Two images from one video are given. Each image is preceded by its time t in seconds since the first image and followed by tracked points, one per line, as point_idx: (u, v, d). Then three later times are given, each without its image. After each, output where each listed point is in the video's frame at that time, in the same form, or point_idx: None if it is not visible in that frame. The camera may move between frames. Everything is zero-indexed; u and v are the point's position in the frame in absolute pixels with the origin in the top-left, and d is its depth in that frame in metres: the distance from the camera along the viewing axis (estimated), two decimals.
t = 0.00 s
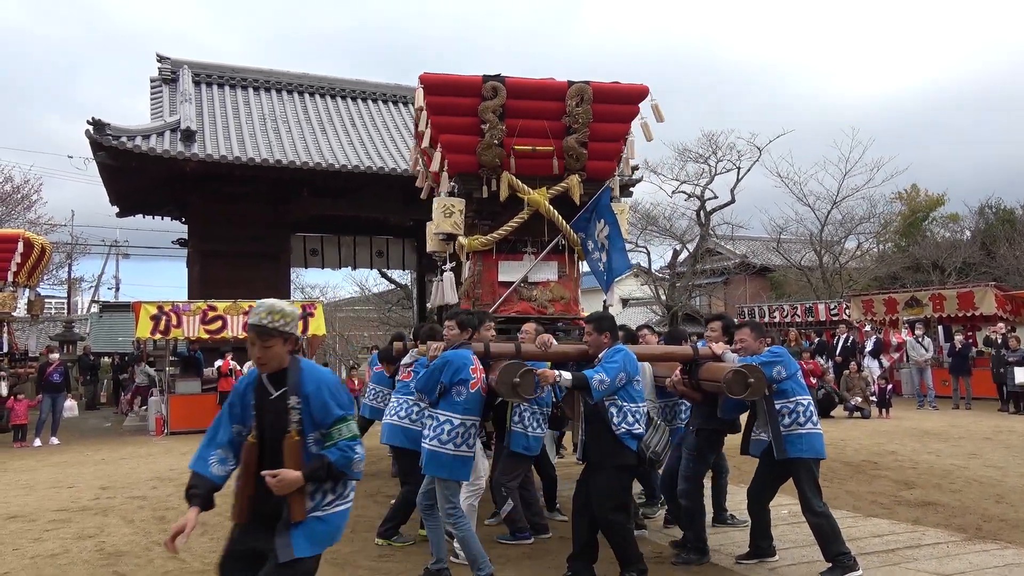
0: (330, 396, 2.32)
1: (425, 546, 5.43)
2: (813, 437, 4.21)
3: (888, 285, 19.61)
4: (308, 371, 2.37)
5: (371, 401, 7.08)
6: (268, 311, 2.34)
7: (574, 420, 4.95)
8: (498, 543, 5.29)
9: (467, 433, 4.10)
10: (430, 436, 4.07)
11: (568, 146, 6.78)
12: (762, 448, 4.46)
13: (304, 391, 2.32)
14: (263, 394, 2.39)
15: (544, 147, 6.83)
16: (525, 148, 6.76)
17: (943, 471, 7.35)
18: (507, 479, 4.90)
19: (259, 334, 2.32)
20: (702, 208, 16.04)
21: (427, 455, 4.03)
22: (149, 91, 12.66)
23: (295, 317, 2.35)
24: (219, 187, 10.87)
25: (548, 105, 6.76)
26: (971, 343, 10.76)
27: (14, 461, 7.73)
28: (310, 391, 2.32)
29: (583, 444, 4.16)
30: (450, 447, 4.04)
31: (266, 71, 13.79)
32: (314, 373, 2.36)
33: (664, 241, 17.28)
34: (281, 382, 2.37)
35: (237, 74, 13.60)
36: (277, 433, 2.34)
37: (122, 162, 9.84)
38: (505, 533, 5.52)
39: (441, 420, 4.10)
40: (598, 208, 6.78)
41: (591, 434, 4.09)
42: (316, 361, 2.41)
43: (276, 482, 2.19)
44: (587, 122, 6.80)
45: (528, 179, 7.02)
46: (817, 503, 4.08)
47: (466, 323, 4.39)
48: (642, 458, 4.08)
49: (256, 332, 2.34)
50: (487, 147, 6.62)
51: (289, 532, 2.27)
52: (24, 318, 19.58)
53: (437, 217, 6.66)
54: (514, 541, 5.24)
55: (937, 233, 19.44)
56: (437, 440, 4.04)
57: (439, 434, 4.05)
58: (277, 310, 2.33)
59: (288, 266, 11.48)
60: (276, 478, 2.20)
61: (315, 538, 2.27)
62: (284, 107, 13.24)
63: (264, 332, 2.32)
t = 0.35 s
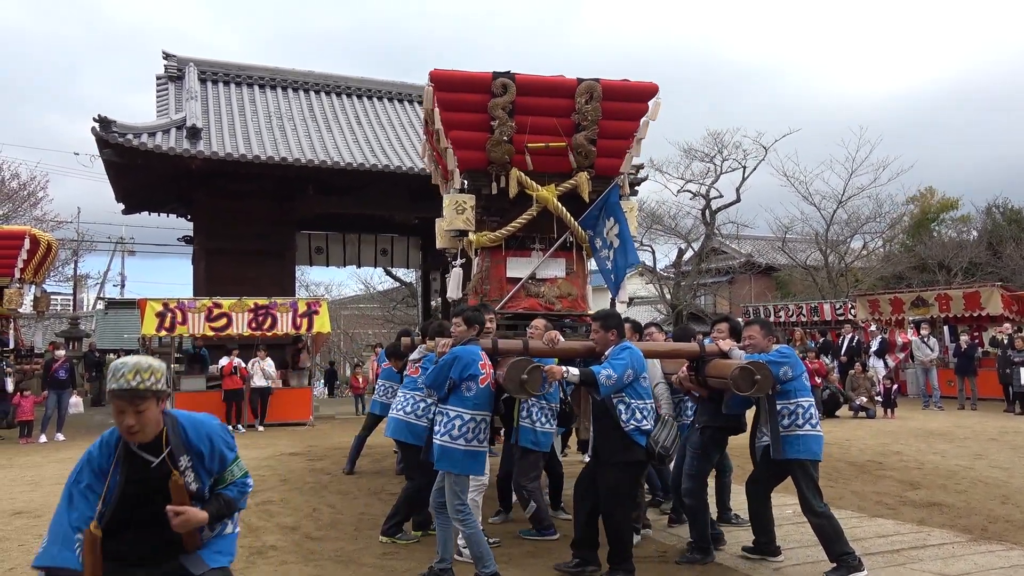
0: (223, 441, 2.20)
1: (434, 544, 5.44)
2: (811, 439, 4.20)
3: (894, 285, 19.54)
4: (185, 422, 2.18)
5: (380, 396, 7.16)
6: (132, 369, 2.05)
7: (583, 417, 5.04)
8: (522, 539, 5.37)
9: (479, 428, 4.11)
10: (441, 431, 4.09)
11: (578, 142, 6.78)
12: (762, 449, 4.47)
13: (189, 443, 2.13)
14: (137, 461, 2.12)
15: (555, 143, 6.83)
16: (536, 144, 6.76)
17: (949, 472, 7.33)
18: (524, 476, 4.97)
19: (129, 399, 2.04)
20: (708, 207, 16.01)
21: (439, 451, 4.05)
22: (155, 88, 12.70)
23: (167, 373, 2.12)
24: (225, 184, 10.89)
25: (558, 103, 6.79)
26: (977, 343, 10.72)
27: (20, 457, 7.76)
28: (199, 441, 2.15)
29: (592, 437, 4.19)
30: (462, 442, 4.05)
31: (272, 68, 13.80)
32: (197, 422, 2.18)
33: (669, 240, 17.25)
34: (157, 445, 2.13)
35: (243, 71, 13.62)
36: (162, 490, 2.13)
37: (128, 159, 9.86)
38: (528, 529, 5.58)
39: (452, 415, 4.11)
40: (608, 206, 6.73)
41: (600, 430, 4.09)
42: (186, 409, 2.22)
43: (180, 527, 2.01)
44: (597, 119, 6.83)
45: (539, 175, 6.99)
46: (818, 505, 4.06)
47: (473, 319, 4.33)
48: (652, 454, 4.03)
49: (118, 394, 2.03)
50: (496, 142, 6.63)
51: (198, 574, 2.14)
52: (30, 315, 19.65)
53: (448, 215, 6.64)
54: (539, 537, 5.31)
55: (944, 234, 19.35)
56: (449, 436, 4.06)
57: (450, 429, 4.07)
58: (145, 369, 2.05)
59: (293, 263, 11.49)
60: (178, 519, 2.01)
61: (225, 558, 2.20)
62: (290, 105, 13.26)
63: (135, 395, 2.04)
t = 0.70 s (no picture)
0: (201, 498, 2.12)
1: (439, 543, 5.44)
2: (823, 434, 4.21)
3: (898, 284, 19.47)
4: (156, 497, 2.03)
5: (388, 397, 7.17)
6: (92, 483, 1.81)
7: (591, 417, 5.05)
8: (526, 537, 5.41)
9: (484, 429, 4.12)
10: (446, 430, 4.11)
11: (582, 143, 6.80)
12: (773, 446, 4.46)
13: (169, 518, 2.03)
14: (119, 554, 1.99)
15: (558, 145, 6.83)
16: (539, 146, 6.76)
17: (953, 471, 7.31)
18: (530, 475, 4.96)
19: (94, 517, 1.82)
20: (711, 205, 15.98)
21: (444, 448, 4.08)
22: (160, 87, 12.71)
23: (130, 468, 1.88)
24: (229, 183, 10.90)
25: (562, 104, 6.79)
26: (982, 343, 10.68)
27: (25, 455, 7.78)
28: (181, 511, 2.06)
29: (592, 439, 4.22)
30: (467, 441, 4.07)
31: (276, 67, 13.80)
32: (170, 492, 2.05)
33: (673, 238, 17.22)
34: (137, 533, 1.99)
35: (247, 70, 13.63)
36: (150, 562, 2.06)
37: (133, 157, 9.87)
38: (533, 528, 5.60)
39: (458, 414, 4.13)
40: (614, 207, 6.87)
41: (601, 431, 4.14)
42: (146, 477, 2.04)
43: (183, 574, 2.08)
44: (601, 120, 6.83)
45: (540, 177, 6.96)
46: (826, 503, 4.06)
47: (483, 320, 4.37)
48: (646, 459, 4.06)
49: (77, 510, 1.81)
50: (501, 144, 6.61)
51: None
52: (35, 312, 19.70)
53: (457, 216, 6.60)
54: (543, 537, 5.34)
55: (949, 232, 19.28)
56: (454, 434, 4.08)
57: (455, 429, 4.09)
58: (109, 482, 1.82)
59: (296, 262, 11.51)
60: (178, 567, 2.07)
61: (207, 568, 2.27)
62: (294, 103, 13.27)
63: (101, 514, 1.82)
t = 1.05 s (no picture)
0: (176, 481, 2.17)
1: (439, 542, 5.44)
2: (831, 433, 4.33)
3: (897, 284, 19.48)
4: (131, 484, 2.08)
5: (387, 396, 7.19)
6: (63, 475, 1.86)
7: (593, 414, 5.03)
8: (525, 535, 5.42)
9: (487, 425, 4.13)
10: (450, 428, 4.12)
11: (582, 144, 6.81)
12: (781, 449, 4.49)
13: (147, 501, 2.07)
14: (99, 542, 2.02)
15: (558, 146, 6.84)
16: (539, 147, 6.77)
17: (950, 471, 7.33)
18: (536, 469, 5.03)
19: (70, 508, 1.86)
20: (711, 205, 15.99)
21: (448, 446, 4.08)
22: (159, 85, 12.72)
23: (98, 457, 1.94)
24: (228, 181, 10.89)
25: (562, 105, 6.78)
26: (980, 343, 10.69)
27: (23, 452, 7.78)
28: (158, 494, 2.10)
29: (603, 438, 4.19)
30: (470, 438, 4.08)
31: (275, 65, 13.80)
32: (143, 477, 2.10)
33: (672, 238, 17.24)
34: (115, 521, 2.03)
35: (246, 68, 13.63)
36: (129, 547, 2.07)
37: (132, 155, 9.87)
38: (531, 527, 5.60)
39: (461, 412, 4.14)
40: (612, 207, 6.75)
41: (613, 429, 4.13)
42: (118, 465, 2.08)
43: (167, 557, 2.09)
44: (601, 121, 6.83)
45: (541, 177, 7.01)
46: (830, 497, 4.13)
47: (486, 319, 4.36)
48: (660, 452, 4.14)
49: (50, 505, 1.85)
50: (502, 145, 6.61)
51: None
52: (33, 311, 19.70)
53: (455, 215, 6.57)
54: (541, 534, 5.36)
55: (948, 233, 19.29)
56: (458, 432, 4.09)
57: (459, 426, 4.10)
58: (79, 471, 1.87)
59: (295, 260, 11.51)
60: (159, 550, 2.07)
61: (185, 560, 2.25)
62: (294, 102, 13.26)
63: (75, 502, 1.86)
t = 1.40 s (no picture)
0: (167, 478, 2.23)
1: (435, 540, 5.46)
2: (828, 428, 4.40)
3: (892, 285, 19.50)
4: (130, 478, 2.12)
5: (381, 394, 7.21)
6: (81, 462, 1.90)
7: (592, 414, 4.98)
8: (520, 534, 5.47)
9: (486, 424, 4.13)
10: (450, 426, 4.14)
11: (579, 146, 6.81)
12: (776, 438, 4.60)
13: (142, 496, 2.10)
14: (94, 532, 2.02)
15: (555, 147, 6.84)
16: (536, 148, 6.77)
17: (944, 471, 7.35)
18: (533, 469, 5.03)
19: (91, 493, 1.92)
20: (706, 205, 16.00)
21: (448, 444, 4.09)
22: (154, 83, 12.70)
23: (109, 448, 1.99)
24: (224, 180, 10.88)
25: (559, 107, 6.79)
26: (974, 343, 10.71)
27: (17, 451, 7.76)
28: (151, 490, 2.14)
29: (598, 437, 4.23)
30: (469, 436, 4.09)
31: (271, 64, 13.77)
32: (137, 473, 2.15)
33: (667, 237, 17.25)
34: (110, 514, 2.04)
35: (242, 67, 13.60)
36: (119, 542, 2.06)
37: (127, 153, 9.84)
38: (528, 526, 5.65)
39: (460, 411, 4.14)
40: (608, 208, 6.64)
41: (608, 429, 4.15)
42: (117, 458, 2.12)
43: (154, 551, 2.08)
44: (598, 123, 6.83)
45: (538, 178, 7.02)
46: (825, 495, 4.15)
47: (485, 318, 4.38)
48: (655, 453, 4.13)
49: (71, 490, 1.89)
50: (499, 146, 6.62)
51: None
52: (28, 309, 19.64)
53: (454, 215, 6.57)
54: (536, 533, 5.40)
55: (943, 234, 19.33)
56: (457, 430, 4.10)
57: (458, 424, 4.11)
58: (96, 458, 1.91)
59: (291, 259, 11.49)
60: (147, 545, 2.07)
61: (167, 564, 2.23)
62: (290, 100, 13.24)
63: (93, 487, 1.91)
